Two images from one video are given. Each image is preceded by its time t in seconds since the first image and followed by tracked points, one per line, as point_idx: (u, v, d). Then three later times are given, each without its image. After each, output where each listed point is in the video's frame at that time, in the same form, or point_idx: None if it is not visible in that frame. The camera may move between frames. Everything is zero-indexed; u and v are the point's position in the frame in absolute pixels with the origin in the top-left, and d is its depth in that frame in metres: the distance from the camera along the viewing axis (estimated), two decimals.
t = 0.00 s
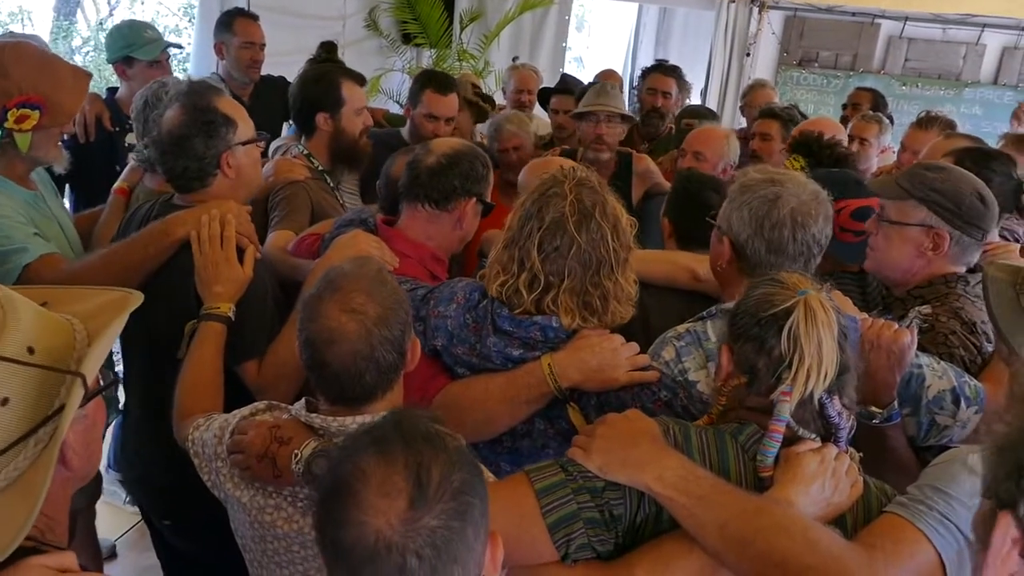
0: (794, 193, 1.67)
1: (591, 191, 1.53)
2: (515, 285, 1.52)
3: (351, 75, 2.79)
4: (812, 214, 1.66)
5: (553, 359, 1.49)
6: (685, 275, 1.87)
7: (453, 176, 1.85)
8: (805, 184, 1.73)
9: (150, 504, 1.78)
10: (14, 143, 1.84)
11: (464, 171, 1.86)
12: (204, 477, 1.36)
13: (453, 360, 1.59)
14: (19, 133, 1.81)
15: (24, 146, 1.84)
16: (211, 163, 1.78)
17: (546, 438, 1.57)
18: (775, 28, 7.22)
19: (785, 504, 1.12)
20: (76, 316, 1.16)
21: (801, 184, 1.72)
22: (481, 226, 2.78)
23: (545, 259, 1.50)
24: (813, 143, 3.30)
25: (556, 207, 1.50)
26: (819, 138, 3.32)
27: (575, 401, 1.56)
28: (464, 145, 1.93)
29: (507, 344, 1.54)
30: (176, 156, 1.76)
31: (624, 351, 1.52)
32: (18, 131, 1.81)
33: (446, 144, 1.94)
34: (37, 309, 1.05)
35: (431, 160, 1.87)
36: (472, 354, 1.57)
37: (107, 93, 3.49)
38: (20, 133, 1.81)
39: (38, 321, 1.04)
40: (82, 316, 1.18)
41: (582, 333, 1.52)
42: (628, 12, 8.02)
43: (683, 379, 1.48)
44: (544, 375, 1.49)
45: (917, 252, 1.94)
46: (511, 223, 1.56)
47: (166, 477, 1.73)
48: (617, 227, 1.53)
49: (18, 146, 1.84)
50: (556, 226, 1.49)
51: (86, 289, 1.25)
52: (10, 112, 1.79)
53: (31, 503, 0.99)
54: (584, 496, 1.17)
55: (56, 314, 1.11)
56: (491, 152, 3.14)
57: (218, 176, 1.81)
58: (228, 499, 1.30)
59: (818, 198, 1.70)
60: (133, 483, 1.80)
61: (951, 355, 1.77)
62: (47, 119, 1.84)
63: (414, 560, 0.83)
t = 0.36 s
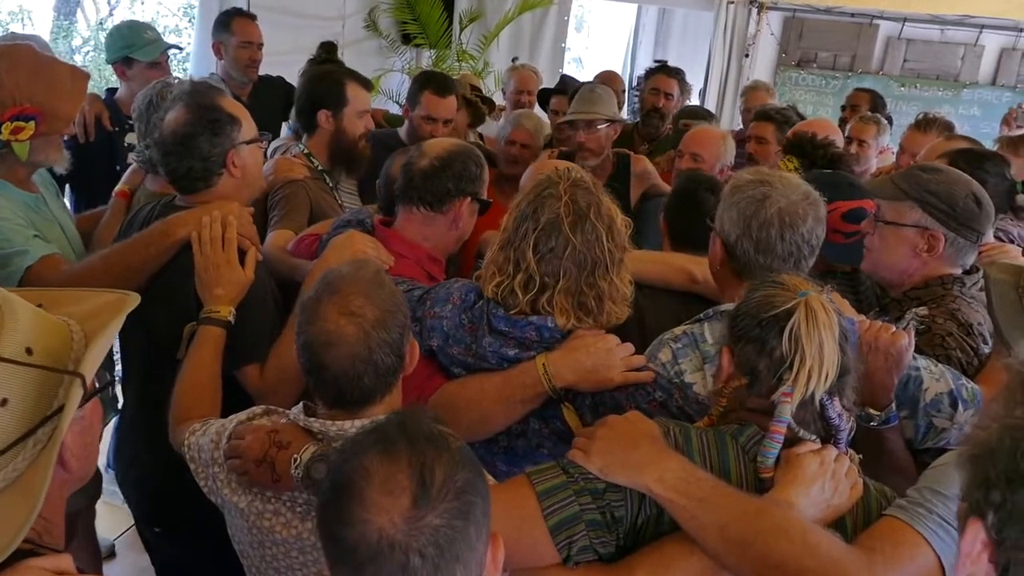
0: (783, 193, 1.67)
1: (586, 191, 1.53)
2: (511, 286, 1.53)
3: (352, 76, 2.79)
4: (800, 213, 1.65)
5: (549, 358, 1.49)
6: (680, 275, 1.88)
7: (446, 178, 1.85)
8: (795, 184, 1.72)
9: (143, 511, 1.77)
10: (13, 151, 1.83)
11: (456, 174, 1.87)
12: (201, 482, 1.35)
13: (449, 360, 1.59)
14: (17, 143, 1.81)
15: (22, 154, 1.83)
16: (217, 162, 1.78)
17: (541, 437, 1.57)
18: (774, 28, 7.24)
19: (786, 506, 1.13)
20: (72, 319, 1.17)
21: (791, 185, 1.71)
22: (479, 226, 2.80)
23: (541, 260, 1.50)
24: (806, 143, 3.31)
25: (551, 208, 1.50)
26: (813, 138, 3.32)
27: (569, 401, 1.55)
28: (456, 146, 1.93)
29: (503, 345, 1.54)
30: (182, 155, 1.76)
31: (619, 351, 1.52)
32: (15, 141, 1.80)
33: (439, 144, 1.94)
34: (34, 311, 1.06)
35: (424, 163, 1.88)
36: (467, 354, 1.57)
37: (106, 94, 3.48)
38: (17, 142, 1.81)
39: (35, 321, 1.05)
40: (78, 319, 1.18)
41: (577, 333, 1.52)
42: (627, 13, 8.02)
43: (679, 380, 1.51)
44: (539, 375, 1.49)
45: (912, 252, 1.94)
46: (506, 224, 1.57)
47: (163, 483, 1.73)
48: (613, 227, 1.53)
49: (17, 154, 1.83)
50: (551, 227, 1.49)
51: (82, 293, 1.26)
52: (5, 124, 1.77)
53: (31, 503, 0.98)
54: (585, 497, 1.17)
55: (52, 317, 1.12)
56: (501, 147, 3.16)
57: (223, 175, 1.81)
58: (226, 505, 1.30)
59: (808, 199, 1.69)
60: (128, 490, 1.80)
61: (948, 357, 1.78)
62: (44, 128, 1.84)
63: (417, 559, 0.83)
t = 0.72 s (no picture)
0: (772, 195, 1.66)
1: (583, 192, 1.53)
2: (508, 286, 1.53)
3: (354, 78, 2.79)
4: (788, 214, 1.64)
5: (546, 358, 1.49)
6: (680, 276, 1.87)
7: (440, 179, 1.85)
8: (785, 186, 1.72)
9: (140, 516, 1.77)
10: (14, 154, 1.85)
11: (450, 176, 1.86)
12: (201, 488, 1.35)
13: (447, 360, 1.58)
14: (18, 146, 1.81)
15: (25, 157, 1.85)
16: (218, 164, 1.78)
17: (537, 438, 1.55)
18: (775, 30, 7.25)
19: (789, 511, 1.12)
20: (56, 321, 1.16)
21: (780, 187, 1.71)
22: (476, 225, 2.80)
23: (538, 260, 1.50)
24: (806, 144, 3.31)
25: (548, 209, 1.50)
26: (813, 140, 3.33)
27: (566, 400, 1.53)
28: (450, 145, 1.93)
29: (499, 345, 1.53)
30: (183, 158, 1.75)
31: (616, 351, 1.51)
32: (17, 145, 1.81)
33: (434, 144, 1.94)
34: (15, 314, 1.04)
35: (417, 165, 1.87)
36: (464, 354, 1.56)
37: (106, 95, 3.48)
38: (19, 146, 1.82)
39: (18, 325, 1.03)
40: (63, 320, 1.18)
41: (574, 333, 1.52)
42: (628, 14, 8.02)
43: (677, 380, 1.55)
44: (536, 374, 1.48)
45: (931, 256, 1.93)
46: (503, 225, 1.56)
47: (161, 489, 1.73)
48: (610, 228, 1.53)
49: (19, 157, 1.85)
50: (549, 228, 1.49)
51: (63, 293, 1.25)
52: (7, 129, 1.77)
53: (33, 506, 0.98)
54: (587, 502, 1.17)
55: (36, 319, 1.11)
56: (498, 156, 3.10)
57: (224, 177, 1.81)
58: (225, 510, 1.30)
59: (798, 201, 1.68)
60: (124, 497, 1.79)
61: (946, 359, 1.77)
62: (46, 131, 1.84)
63: (410, 565, 0.83)
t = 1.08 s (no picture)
0: (777, 202, 1.66)
1: (583, 196, 1.53)
2: (508, 291, 1.53)
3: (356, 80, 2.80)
4: (792, 222, 1.63)
5: (547, 361, 1.49)
6: (688, 277, 1.87)
7: (436, 182, 1.86)
8: (791, 191, 1.71)
9: (141, 521, 1.76)
10: (18, 153, 1.84)
11: (446, 177, 1.87)
12: (201, 494, 1.35)
13: (447, 363, 1.59)
14: (23, 143, 1.81)
15: (29, 156, 1.84)
16: (220, 167, 1.78)
17: (539, 441, 1.55)
18: (778, 31, 7.28)
19: (791, 514, 1.12)
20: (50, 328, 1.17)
21: (786, 193, 1.70)
22: (475, 226, 2.81)
23: (538, 265, 1.50)
24: (811, 146, 3.31)
25: (548, 214, 1.50)
26: (817, 142, 3.34)
27: (568, 403, 1.53)
28: (447, 147, 1.94)
29: (500, 348, 1.53)
30: (185, 162, 1.75)
31: (617, 354, 1.51)
32: (21, 142, 1.81)
33: (429, 147, 1.94)
34: (10, 319, 1.05)
35: (414, 167, 1.88)
36: (464, 357, 1.56)
37: (108, 96, 3.48)
38: (25, 142, 1.81)
39: (11, 330, 1.05)
40: (56, 327, 1.18)
41: (575, 336, 1.52)
42: (631, 16, 8.01)
43: (676, 382, 1.56)
44: (537, 378, 1.48)
45: (929, 256, 1.93)
46: (503, 228, 1.56)
47: (163, 493, 1.73)
48: (610, 232, 1.53)
49: (23, 156, 1.84)
50: (548, 233, 1.49)
51: (57, 300, 1.25)
52: (13, 124, 1.78)
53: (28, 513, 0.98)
54: (590, 506, 1.17)
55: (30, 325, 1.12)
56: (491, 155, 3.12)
57: (227, 181, 1.81)
58: (226, 516, 1.30)
59: (804, 209, 1.68)
60: (125, 501, 1.79)
61: (945, 360, 1.77)
62: (50, 129, 1.84)
63: (411, 567, 0.83)
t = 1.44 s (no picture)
0: (772, 197, 1.66)
1: (585, 202, 1.53)
2: (512, 298, 1.53)
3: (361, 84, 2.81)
4: (789, 214, 1.64)
5: (554, 366, 1.49)
6: (696, 277, 1.87)
7: (440, 185, 1.86)
8: (786, 188, 1.71)
9: (147, 524, 1.77)
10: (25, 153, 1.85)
11: (450, 180, 1.87)
12: (203, 499, 1.36)
13: (454, 368, 1.59)
14: (31, 143, 1.82)
15: (36, 155, 1.85)
16: (226, 171, 1.79)
17: (546, 445, 1.55)
18: (783, 31, 7.27)
19: (793, 513, 1.12)
20: (53, 333, 1.17)
21: (781, 188, 1.70)
22: (481, 227, 2.82)
23: (542, 273, 1.50)
24: (818, 147, 3.32)
25: (550, 221, 1.50)
26: (823, 142, 3.35)
27: (575, 408, 1.53)
28: (450, 150, 1.94)
29: (507, 352, 1.53)
30: (190, 166, 1.77)
31: (624, 357, 1.52)
32: (30, 141, 1.82)
33: (434, 150, 1.95)
34: (11, 324, 1.06)
35: (418, 169, 1.89)
36: (471, 361, 1.56)
37: (111, 98, 3.50)
38: (32, 142, 1.82)
39: (12, 335, 1.05)
40: (60, 333, 1.19)
41: (582, 341, 1.52)
42: (636, 17, 8.00)
43: (683, 386, 1.55)
44: (545, 382, 1.49)
45: (935, 258, 1.93)
46: (506, 233, 1.57)
47: (167, 496, 1.74)
48: (613, 238, 1.53)
49: (30, 156, 1.85)
50: (552, 240, 1.50)
51: (63, 304, 1.26)
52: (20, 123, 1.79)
53: (26, 521, 0.99)
54: (594, 507, 1.17)
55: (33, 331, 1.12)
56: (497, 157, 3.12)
57: (232, 184, 1.82)
58: (229, 520, 1.31)
59: (799, 202, 1.68)
60: (130, 503, 1.80)
61: (951, 360, 1.77)
62: (56, 129, 1.85)
63: (419, 566, 0.83)
